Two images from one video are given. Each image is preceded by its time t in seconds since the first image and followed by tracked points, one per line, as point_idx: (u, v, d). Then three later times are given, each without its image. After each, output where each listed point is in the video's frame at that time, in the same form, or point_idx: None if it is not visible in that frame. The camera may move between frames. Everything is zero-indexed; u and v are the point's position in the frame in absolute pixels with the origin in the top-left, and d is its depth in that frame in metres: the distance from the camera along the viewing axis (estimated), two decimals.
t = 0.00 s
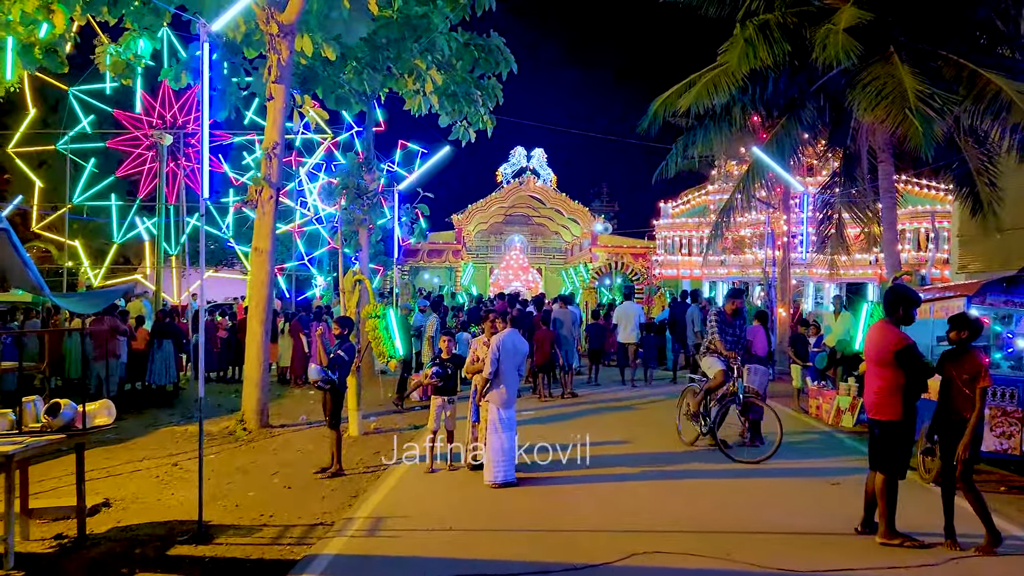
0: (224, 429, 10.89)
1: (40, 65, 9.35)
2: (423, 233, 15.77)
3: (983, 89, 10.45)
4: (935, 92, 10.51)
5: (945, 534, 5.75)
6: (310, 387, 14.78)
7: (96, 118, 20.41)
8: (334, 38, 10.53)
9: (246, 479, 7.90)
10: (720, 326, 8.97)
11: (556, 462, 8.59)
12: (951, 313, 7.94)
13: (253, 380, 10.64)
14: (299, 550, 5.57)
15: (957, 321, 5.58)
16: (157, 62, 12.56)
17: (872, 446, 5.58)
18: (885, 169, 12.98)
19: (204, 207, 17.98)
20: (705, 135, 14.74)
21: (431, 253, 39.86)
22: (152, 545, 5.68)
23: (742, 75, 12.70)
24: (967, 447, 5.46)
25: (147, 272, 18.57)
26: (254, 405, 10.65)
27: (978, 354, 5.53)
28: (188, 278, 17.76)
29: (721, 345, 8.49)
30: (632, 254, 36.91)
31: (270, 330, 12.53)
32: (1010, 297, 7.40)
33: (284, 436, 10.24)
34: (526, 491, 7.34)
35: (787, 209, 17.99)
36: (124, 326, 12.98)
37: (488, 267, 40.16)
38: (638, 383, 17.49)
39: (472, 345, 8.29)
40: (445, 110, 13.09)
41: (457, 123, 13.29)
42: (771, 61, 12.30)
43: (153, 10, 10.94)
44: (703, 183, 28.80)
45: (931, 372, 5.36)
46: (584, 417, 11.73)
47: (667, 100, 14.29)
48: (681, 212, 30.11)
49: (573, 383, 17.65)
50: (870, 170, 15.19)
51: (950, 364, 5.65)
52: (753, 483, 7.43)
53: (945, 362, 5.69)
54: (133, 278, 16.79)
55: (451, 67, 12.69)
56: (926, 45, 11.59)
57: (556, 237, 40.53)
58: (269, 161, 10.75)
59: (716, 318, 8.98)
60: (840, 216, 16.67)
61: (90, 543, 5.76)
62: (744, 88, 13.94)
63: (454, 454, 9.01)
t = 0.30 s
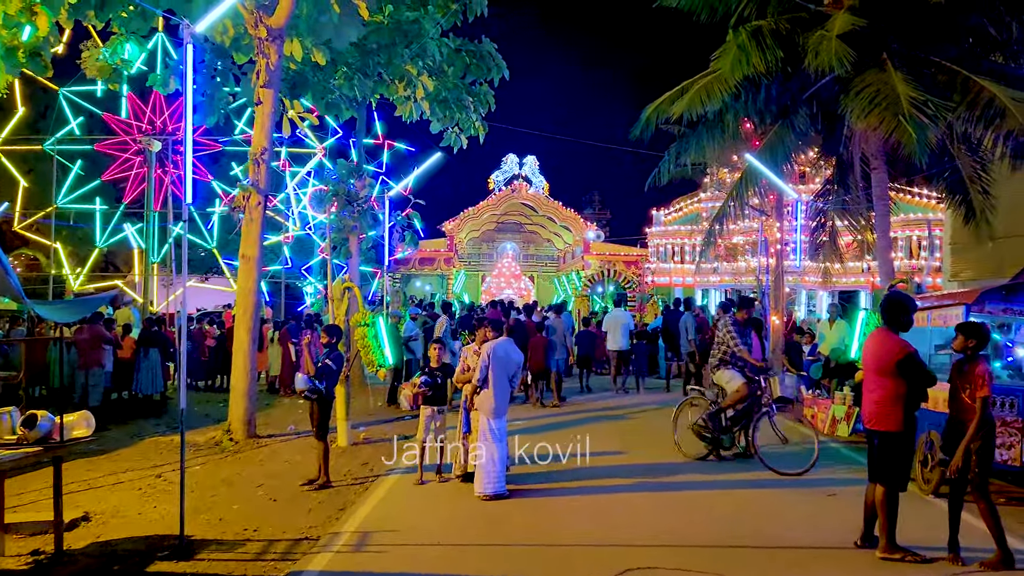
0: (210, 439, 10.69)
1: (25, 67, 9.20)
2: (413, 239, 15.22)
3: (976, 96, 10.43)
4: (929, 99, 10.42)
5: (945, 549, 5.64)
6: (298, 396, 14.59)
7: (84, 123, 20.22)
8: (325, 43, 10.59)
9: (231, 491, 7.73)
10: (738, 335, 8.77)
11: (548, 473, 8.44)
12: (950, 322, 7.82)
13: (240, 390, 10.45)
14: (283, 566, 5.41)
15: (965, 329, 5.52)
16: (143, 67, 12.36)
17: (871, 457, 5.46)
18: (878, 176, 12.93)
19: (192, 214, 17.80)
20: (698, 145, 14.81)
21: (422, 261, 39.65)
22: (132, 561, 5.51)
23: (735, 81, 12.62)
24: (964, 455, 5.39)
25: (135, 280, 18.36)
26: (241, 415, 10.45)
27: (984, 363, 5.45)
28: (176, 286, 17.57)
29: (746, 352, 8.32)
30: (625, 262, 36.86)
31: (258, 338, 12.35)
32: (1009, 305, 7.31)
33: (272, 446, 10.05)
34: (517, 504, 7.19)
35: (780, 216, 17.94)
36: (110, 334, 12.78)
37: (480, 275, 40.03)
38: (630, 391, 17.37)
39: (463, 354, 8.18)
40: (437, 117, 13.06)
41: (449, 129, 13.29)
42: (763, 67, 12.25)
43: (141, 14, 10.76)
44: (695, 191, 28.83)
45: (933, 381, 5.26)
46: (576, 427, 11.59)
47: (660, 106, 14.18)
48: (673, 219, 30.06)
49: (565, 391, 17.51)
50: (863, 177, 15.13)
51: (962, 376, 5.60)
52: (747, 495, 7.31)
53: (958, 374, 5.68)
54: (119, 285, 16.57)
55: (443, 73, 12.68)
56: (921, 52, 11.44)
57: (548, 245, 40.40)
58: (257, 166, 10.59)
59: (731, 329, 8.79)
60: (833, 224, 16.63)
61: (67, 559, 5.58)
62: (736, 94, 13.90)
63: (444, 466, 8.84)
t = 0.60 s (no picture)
0: (187, 446, 10.48)
1: None
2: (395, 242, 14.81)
3: (959, 103, 10.45)
4: (912, 107, 10.45)
5: (930, 557, 5.62)
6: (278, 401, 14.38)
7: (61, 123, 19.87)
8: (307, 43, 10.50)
9: (209, 499, 7.56)
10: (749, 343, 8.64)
11: (532, 481, 8.36)
12: (934, 328, 7.83)
13: (218, 395, 10.26)
14: None
15: (957, 336, 5.61)
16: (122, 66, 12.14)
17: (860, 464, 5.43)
18: (861, 183, 12.98)
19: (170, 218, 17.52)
20: (683, 149, 14.67)
21: (406, 265, 39.39)
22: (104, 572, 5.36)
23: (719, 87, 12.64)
24: (951, 461, 5.45)
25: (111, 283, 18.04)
26: (219, 421, 10.26)
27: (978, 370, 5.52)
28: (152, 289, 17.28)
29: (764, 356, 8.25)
30: (608, 267, 36.89)
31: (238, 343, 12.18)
32: (994, 312, 7.35)
33: (251, 453, 9.88)
34: (500, 512, 7.10)
35: (764, 222, 18.00)
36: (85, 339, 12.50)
37: (463, 280, 39.87)
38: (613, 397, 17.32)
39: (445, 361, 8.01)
40: (421, 121, 12.80)
41: (432, 133, 13.04)
42: (748, 73, 12.27)
43: (117, 12, 10.57)
44: (679, 196, 28.93)
45: (921, 387, 5.25)
46: (560, 433, 11.51)
47: (644, 111, 14.15)
48: (656, 225, 30.13)
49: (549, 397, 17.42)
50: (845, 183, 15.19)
51: (957, 383, 5.64)
52: (732, 502, 7.27)
53: (952, 381, 5.73)
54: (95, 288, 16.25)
55: (426, 77, 12.51)
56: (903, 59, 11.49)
57: (532, 249, 40.28)
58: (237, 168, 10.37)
59: (741, 333, 8.68)
60: (815, 230, 16.71)
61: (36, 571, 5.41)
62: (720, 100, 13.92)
63: (426, 474, 8.72)
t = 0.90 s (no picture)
0: (150, 452, 10.23)
1: None
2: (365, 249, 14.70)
3: (926, 110, 10.56)
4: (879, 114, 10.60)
5: (901, 561, 5.69)
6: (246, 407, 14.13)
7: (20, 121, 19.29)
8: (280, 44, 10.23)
9: (173, 508, 7.37)
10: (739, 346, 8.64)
11: (506, 486, 8.31)
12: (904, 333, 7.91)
13: (184, 401, 10.02)
14: None
15: (931, 342, 5.71)
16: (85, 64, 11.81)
17: (833, 470, 5.45)
18: (829, 190, 13.15)
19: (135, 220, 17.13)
20: (654, 154, 14.90)
21: (375, 269, 39.07)
22: None
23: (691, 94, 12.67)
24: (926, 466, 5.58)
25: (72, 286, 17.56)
26: (185, 428, 10.01)
27: (951, 377, 5.66)
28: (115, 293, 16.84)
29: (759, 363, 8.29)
30: (579, 271, 36.98)
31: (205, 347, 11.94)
32: (962, 316, 7.47)
33: (217, 460, 9.65)
34: (473, 519, 7.03)
35: (733, 227, 18.17)
36: (44, 343, 12.12)
37: (434, 285, 39.67)
38: (585, 400, 17.34)
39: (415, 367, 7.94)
40: (391, 124, 12.69)
41: (404, 137, 12.97)
42: (719, 80, 12.37)
43: (82, 9, 10.22)
44: (649, 202, 29.14)
45: (893, 390, 5.30)
46: (533, 438, 11.45)
47: (616, 117, 14.18)
48: (627, 230, 30.26)
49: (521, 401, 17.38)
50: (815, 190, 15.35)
51: (931, 390, 5.77)
52: (704, 507, 7.30)
53: (925, 388, 5.85)
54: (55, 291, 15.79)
55: (398, 80, 12.36)
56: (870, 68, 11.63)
57: (503, 254, 40.08)
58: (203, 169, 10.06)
59: (732, 338, 8.68)
60: (784, 235, 16.93)
61: None
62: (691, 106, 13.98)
63: (397, 481, 8.60)
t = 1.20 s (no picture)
0: (97, 457, 9.88)
1: None
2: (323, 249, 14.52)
3: (878, 119, 10.88)
4: (833, 121, 10.86)
5: (853, 560, 5.82)
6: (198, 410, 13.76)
7: None
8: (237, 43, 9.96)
9: (122, 513, 7.12)
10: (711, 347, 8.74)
11: (466, 489, 8.25)
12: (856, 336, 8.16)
13: (133, 405, 9.69)
14: None
15: (885, 348, 5.96)
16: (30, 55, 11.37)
17: (790, 470, 5.54)
18: (784, 197, 13.35)
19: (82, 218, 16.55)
20: (613, 157, 14.86)
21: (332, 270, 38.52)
22: None
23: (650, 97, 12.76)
24: (879, 466, 5.74)
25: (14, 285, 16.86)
26: (134, 431, 9.69)
27: (905, 379, 5.84)
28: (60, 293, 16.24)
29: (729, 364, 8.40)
30: (538, 274, 37.05)
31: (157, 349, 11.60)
32: (912, 320, 7.76)
33: (168, 464, 9.37)
34: (431, 522, 6.97)
35: (691, 231, 18.42)
36: None
37: (392, 286, 39.29)
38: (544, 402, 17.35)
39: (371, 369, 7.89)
40: (350, 124, 12.48)
41: (363, 137, 12.75)
42: (677, 84, 12.48)
43: (29, 3, 9.62)
44: (608, 205, 29.37)
45: (849, 392, 5.40)
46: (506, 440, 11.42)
47: (575, 121, 14.21)
48: (586, 233, 30.45)
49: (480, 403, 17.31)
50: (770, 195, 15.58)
51: (884, 392, 5.94)
52: (662, 508, 7.37)
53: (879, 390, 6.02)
54: None
55: (357, 79, 12.16)
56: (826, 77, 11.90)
57: (461, 256, 39.85)
58: (156, 166, 9.90)
59: (703, 338, 8.76)
60: (740, 239, 17.23)
61: None
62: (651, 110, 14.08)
63: (355, 484, 8.47)
